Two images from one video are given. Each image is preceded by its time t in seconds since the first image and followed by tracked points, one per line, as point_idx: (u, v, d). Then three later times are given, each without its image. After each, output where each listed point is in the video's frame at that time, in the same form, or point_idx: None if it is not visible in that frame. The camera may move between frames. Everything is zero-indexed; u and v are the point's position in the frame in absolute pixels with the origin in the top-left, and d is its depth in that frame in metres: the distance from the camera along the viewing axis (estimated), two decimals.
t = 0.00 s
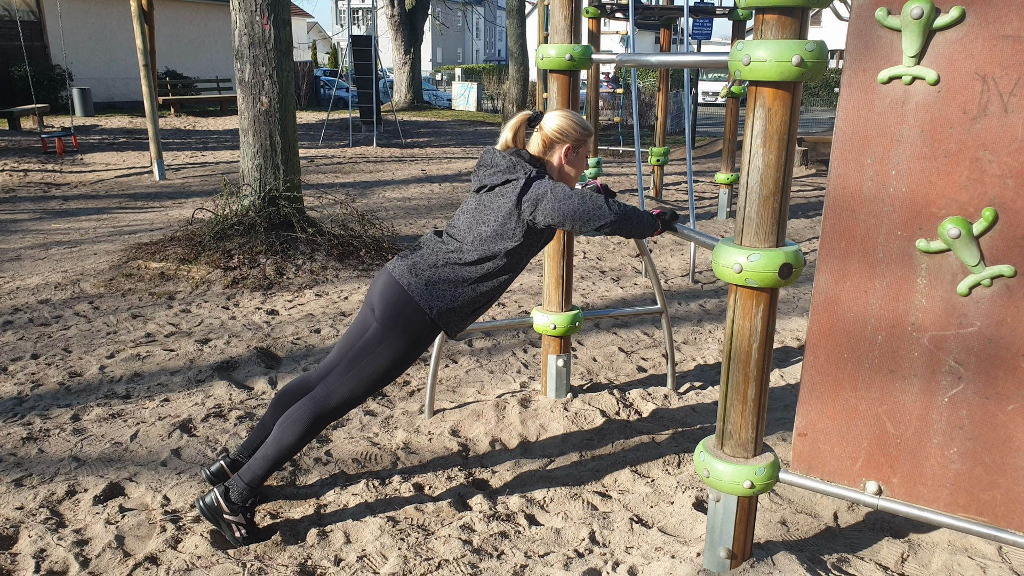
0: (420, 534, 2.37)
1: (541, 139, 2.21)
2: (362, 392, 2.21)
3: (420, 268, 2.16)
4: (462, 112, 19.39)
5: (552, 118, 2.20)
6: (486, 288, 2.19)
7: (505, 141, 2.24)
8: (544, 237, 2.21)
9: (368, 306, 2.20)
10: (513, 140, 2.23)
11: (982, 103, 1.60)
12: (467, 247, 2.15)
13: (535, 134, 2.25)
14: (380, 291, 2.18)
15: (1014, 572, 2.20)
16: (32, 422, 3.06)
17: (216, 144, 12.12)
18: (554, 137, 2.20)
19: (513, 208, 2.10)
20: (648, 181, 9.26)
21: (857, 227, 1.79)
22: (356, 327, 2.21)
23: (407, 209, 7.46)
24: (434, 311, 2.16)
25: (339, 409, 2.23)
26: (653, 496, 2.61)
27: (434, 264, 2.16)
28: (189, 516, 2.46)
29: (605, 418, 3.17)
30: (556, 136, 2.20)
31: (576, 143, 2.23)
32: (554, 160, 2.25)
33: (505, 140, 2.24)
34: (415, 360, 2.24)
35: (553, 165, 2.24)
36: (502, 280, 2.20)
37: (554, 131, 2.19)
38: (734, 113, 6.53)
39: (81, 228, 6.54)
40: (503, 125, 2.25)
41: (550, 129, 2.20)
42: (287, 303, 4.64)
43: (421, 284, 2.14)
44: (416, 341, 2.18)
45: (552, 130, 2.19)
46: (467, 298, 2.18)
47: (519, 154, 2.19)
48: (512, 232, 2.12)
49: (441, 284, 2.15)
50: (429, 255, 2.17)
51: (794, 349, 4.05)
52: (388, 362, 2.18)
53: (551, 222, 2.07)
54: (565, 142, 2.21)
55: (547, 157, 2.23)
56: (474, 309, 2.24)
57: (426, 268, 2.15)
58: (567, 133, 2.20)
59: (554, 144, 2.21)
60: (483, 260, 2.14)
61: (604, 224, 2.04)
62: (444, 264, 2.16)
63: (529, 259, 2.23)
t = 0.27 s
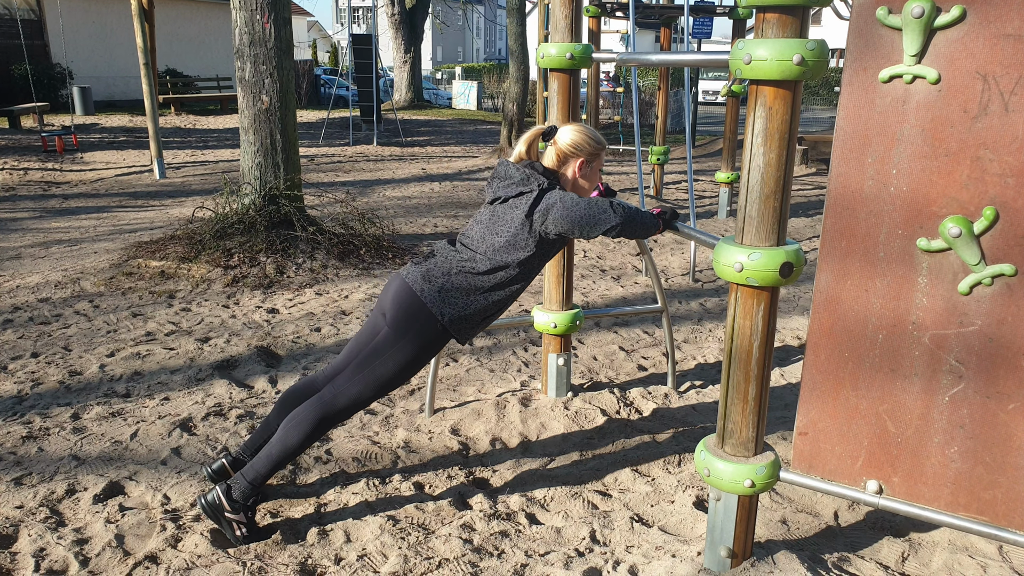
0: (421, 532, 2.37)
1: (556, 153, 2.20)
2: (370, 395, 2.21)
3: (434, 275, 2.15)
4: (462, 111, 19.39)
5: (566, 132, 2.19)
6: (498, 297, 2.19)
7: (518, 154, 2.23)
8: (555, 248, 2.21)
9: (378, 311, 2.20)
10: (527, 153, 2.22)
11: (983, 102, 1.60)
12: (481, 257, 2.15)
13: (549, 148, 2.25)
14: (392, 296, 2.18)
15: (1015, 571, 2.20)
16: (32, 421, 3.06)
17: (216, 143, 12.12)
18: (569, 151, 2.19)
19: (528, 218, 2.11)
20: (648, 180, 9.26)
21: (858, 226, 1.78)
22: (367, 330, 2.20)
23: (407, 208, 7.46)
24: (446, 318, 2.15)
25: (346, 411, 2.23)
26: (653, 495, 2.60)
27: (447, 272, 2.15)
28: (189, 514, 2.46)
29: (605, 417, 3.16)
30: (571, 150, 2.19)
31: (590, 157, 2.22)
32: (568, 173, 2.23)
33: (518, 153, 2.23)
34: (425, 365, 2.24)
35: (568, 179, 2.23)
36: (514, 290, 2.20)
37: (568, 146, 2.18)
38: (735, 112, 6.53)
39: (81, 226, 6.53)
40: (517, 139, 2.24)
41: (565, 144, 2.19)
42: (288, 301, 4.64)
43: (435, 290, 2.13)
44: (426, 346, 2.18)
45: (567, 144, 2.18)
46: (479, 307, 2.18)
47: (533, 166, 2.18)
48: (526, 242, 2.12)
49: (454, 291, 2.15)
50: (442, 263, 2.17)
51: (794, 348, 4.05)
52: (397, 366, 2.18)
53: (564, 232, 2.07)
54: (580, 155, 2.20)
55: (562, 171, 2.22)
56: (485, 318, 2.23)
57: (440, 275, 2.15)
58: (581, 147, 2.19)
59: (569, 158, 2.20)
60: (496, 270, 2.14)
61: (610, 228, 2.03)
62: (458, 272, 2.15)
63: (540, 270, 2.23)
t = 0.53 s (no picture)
0: (420, 532, 2.37)
1: (554, 149, 2.21)
2: (369, 394, 2.20)
3: (431, 272, 2.15)
4: (462, 109, 19.38)
5: (564, 128, 2.19)
6: (495, 294, 2.19)
7: (516, 150, 2.24)
8: (552, 244, 2.21)
9: (377, 309, 2.19)
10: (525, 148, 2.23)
11: (983, 101, 1.59)
12: (477, 253, 2.15)
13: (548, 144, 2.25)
14: (391, 293, 2.17)
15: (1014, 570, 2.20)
16: (30, 420, 3.06)
17: (216, 141, 12.11)
18: (566, 147, 2.19)
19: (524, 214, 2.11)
20: (648, 179, 9.26)
21: (858, 226, 1.78)
22: (366, 328, 2.20)
23: (406, 207, 7.46)
24: (443, 315, 2.15)
25: (344, 410, 2.22)
26: (652, 495, 2.60)
27: (444, 269, 2.15)
28: (188, 514, 2.45)
29: (605, 416, 3.16)
30: (569, 146, 2.19)
31: (588, 155, 2.22)
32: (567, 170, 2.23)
33: (517, 149, 2.25)
34: (424, 362, 2.23)
35: (566, 176, 2.22)
36: (512, 286, 2.20)
37: (566, 142, 2.19)
38: (735, 111, 6.53)
39: (80, 225, 6.52)
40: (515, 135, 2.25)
41: (563, 140, 2.19)
42: (287, 300, 4.64)
43: (432, 288, 2.14)
44: (424, 344, 2.17)
45: (565, 140, 2.19)
46: (477, 303, 2.18)
47: (530, 161, 2.18)
48: (522, 238, 2.12)
49: (451, 288, 2.15)
50: (439, 260, 2.17)
51: (794, 347, 4.05)
52: (395, 364, 2.17)
53: (560, 228, 2.07)
54: (577, 152, 2.20)
55: (559, 167, 2.22)
56: (482, 314, 2.23)
57: (437, 272, 2.15)
58: (579, 143, 2.19)
59: (566, 154, 2.20)
60: (493, 266, 2.14)
61: (608, 228, 2.03)
62: (455, 269, 2.15)
63: (537, 266, 2.23)
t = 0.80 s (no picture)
0: (420, 531, 2.37)
1: (529, 122, 2.21)
2: (357, 385, 2.20)
3: (410, 258, 2.14)
4: (461, 108, 19.36)
5: (540, 100, 2.19)
6: (476, 277, 2.18)
7: (493, 125, 2.24)
8: (533, 223, 2.21)
9: (360, 298, 2.19)
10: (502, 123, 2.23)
11: (984, 101, 1.59)
12: (456, 235, 2.14)
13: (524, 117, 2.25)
14: (373, 282, 2.17)
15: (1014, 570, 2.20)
16: (30, 418, 3.05)
17: (215, 140, 12.11)
18: (542, 120, 2.19)
19: (503, 194, 2.10)
20: (648, 178, 9.26)
21: (859, 225, 1.78)
22: (350, 319, 2.20)
23: (406, 206, 7.46)
24: (426, 301, 2.15)
25: (335, 403, 2.22)
26: (652, 494, 2.60)
27: (424, 254, 2.14)
28: (188, 512, 2.45)
29: (605, 415, 3.16)
30: (544, 119, 2.19)
31: (564, 127, 2.22)
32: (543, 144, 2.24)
33: (493, 124, 2.25)
34: (409, 350, 2.24)
35: (542, 149, 2.23)
36: (493, 268, 2.20)
37: (542, 114, 2.19)
38: (734, 111, 6.52)
39: (80, 223, 6.52)
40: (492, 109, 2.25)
41: (539, 112, 2.19)
42: (286, 299, 4.63)
43: (412, 274, 2.13)
44: (409, 332, 2.18)
45: (540, 112, 2.19)
46: (459, 287, 2.18)
47: (507, 137, 2.18)
48: (501, 218, 2.12)
49: (432, 273, 2.14)
50: (418, 245, 2.16)
51: (794, 347, 4.05)
52: (381, 353, 2.17)
53: (540, 209, 2.07)
54: (553, 125, 2.20)
55: (535, 140, 2.22)
56: (465, 298, 2.23)
57: (417, 258, 2.14)
58: (555, 116, 2.19)
59: (542, 128, 2.20)
60: (472, 248, 2.13)
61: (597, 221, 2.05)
62: (434, 253, 2.14)
63: (518, 247, 2.23)
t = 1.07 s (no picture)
0: (420, 531, 2.37)
1: (498, 91, 2.21)
2: (339, 377, 2.20)
3: (382, 244, 2.14)
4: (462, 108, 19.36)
5: (508, 69, 2.19)
6: (451, 259, 2.17)
7: (462, 97, 2.25)
8: (505, 203, 2.21)
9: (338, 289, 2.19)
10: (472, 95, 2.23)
11: (985, 101, 1.59)
12: (428, 216, 2.14)
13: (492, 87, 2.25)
14: (348, 271, 2.16)
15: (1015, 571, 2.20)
16: (30, 418, 3.05)
17: (216, 140, 12.11)
18: (510, 88, 2.20)
19: (475, 174, 2.10)
20: (648, 178, 9.25)
21: (860, 225, 1.78)
22: (330, 312, 2.20)
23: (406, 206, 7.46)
24: (402, 288, 2.14)
25: (321, 397, 2.22)
26: (653, 495, 2.60)
27: (396, 238, 2.14)
28: (188, 513, 2.45)
29: (605, 415, 3.16)
30: (512, 87, 2.20)
31: (532, 96, 2.22)
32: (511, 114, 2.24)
33: (463, 95, 2.25)
34: (389, 339, 2.23)
35: (509, 119, 2.23)
36: (466, 250, 2.19)
37: (510, 83, 2.19)
38: (735, 111, 6.52)
39: (80, 223, 6.52)
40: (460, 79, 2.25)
41: (507, 81, 2.19)
42: (286, 299, 4.63)
43: (386, 259, 2.12)
44: (387, 320, 2.17)
45: (508, 81, 2.19)
46: (434, 271, 2.17)
47: (476, 110, 2.18)
48: (473, 197, 2.12)
49: (407, 258, 2.13)
50: (391, 229, 2.16)
51: (794, 347, 4.05)
52: (360, 343, 2.17)
53: (514, 189, 2.07)
54: (522, 94, 2.21)
55: (503, 110, 2.22)
56: (441, 283, 2.23)
57: (389, 243, 2.14)
58: (523, 84, 2.19)
59: (511, 96, 2.21)
60: (445, 229, 2.13)
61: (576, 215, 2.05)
62: (407, 237, 2.14)
63: (492, 228, 2.22)
